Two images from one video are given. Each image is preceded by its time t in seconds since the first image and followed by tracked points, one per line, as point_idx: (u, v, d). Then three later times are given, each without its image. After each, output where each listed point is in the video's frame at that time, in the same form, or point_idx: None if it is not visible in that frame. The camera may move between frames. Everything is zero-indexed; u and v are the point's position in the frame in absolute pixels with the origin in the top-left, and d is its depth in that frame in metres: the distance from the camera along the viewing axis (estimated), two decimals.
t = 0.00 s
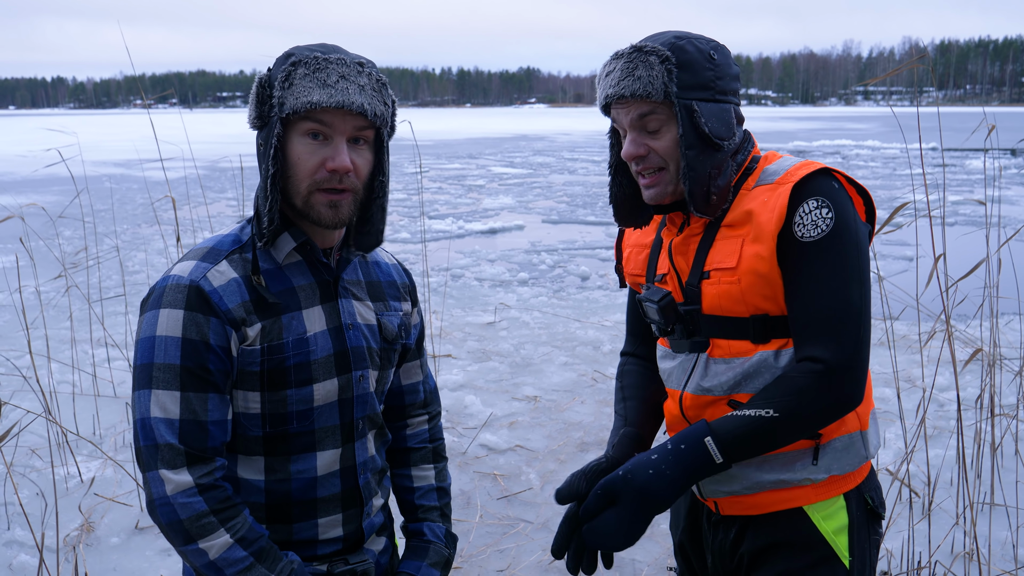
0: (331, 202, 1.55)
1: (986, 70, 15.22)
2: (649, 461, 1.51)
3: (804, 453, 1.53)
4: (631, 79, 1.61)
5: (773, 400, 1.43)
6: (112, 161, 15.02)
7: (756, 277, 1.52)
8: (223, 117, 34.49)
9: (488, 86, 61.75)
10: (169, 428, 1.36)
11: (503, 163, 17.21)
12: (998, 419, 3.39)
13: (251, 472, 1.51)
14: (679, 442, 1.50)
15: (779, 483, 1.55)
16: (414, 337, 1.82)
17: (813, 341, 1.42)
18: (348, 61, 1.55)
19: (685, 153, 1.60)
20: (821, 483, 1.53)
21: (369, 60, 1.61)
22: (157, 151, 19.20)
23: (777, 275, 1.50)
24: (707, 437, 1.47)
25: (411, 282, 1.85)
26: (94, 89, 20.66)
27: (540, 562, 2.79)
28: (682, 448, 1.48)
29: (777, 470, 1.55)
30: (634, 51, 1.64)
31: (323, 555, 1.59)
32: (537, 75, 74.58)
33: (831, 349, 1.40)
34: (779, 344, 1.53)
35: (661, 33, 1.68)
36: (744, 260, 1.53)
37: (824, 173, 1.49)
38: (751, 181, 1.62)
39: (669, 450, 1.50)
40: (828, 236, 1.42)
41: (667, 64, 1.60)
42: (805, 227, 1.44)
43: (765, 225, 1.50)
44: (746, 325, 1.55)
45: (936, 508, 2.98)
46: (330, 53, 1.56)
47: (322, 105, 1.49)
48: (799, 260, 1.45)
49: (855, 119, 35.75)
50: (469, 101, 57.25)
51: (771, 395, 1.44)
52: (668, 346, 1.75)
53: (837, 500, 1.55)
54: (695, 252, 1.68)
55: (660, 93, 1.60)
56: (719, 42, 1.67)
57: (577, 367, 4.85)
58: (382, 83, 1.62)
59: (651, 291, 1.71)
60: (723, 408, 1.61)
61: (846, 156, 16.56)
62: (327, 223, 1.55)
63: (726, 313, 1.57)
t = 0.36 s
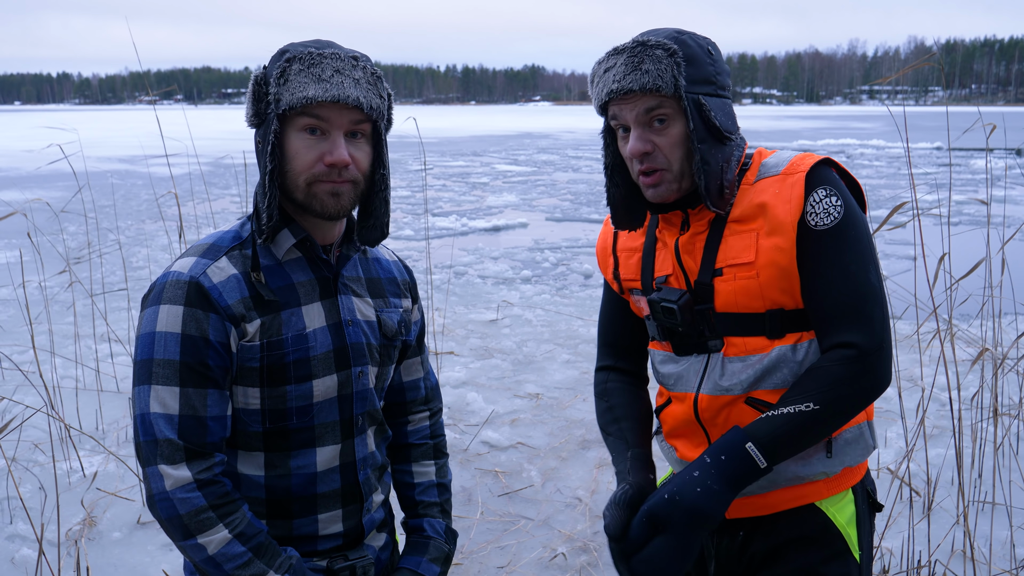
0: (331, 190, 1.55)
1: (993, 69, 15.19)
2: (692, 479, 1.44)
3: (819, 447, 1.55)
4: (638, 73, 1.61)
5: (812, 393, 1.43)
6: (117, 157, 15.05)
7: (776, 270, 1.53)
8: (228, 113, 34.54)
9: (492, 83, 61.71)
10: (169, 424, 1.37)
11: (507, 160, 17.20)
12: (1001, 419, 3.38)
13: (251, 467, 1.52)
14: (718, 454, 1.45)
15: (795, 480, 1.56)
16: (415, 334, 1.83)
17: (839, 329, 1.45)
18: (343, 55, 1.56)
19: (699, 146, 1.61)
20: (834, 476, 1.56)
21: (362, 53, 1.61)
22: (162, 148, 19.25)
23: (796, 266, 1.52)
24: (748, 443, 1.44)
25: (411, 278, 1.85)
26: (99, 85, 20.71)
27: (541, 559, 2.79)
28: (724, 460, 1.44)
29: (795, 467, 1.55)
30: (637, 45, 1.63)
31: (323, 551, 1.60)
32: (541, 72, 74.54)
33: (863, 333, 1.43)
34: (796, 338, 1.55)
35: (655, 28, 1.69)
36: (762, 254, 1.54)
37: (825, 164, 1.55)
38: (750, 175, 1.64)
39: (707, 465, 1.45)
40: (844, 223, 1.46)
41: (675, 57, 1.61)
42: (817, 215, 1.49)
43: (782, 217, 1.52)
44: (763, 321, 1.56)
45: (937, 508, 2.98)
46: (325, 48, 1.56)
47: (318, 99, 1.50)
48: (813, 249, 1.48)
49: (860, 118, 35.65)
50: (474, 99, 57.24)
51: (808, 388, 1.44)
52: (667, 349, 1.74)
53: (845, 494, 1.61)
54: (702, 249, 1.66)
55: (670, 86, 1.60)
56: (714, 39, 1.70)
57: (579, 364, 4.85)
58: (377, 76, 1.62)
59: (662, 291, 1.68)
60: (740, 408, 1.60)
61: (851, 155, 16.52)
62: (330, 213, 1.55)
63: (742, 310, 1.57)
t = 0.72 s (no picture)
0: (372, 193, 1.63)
1: (994, 71, 15.22)
2: (690, 471, 1.45)
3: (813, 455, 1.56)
4: (630, 73, 1.61)
5: (826, 394, 1.42)
6: (120, 156, 15.07)
7: (770, 278, 1.54)
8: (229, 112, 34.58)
9: (494, 84, 61.78)
10: (166, 425, 1.37)
11: (509, 161, 17.21)
12: (1000, 421, 3.39)
13: (251, 466, 1.52)
14: (720, 448, 1.44)
15: (789, 489, 1.56)
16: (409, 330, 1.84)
17: (854, 332, 1.45)
18: (354, 57, 1.59)
19: (691, 150, 1.62)
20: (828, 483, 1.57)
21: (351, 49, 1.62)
22: (165, 147, 19.28)
23: (792, 273, 1.53)
24: (753, 441, 1.43)
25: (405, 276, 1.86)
26: (101, 84, 20.73)
27: (539, 559, 2.79)
28: (726, 456, 1.43)
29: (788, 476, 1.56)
30: (627, 45, 1.64)
31: (322, 548, 1.61)
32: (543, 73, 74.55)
33: (876, 335, 1.43)
34: (790, 345, 1.57)
35: (643, 30, 1.70)
36: (755, 262, 1.55)
37: (817, 169, 1.56)
38: (741, 177, 1.66)
39: (706, 458, 1.44)
40: (845, 224, 1.47)
41: (666, 57, 1.61)
42: (813, 220, 1.49)
43: (776, 223, 1.53)
44: (756, 329, 1.57)
45: (935, 509, 2.99)
46: (334, 52, 1.57)
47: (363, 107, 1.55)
48: (809, 252, 1.49)
49: (862, 120, 35.66)
50: (476, 99, 57.28)
51: (821, 387, 1.43)
52: (657, 358, 1.76)
53: (839, 500, 1.62)
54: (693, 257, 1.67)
55: (663, 87, 1.61)
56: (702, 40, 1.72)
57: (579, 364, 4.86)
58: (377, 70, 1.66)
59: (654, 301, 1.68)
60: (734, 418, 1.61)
61: (853, 156, 16.51)
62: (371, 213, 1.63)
63: (734, 318, 1.58)
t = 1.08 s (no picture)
0: (326, 194, 1.55)
1: (998, 73, 15.22)
2: (855, 569, 1.30)
3: (810, 471, 1.57)
4: (634, 75, 1.61)
5: (910, 417, 1.37)
6: (125, 160, 15.11)
7: (771, 293, 1.55)
8: (233, 115, 34.67)
9: (497, 86, 61.85)
10: (160, 424, 1.38)
11: (513, 163, 17.22)
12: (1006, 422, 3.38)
13: (252, 466, 1.52)
14: (858, 527, 1.32)
15: (784, 503, 1.58)
16: (416, 333, 1.84)
17: (899, 343, 1.43)
18: (360, 62, 1.59)
19: (695, 158, 1.62)
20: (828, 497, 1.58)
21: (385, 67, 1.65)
22: (169, 150, 19.34)
23: (794, 289, 1.53)
24: (881, 500, 1.33)
25: (410, 277, 1.86)
26: (106, 87, 20.84)
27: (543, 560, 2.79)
28: (870, 531, 1.31)
29: (784, 491, 1.57)
30: (632, 46, 1.65)
31: (324, 549, 1.61)
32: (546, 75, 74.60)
33: (919, 340, 1.42)
34: (790, 360, 1.57)
35: (651, 30, 1.71)
36: (757, 276, 1.56)
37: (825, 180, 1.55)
38: (744, 187, 1.65)
39: (855, 544, 1.31)
40: (864, 237, 1.48)
41: (672, 59, 1.62)
42: (835, 230, 1.47)
43: (779, 237, 1.53)
44: (756, 343, 1.58)
45: (941, 510, 2.98)
46: (345, 53, 1.60)
47: (329, 98, 1.52)
48: (825, 265, 1.48)
49: (866, 122, 35.65)
50: (479, 101, 57.34)
51: (903, 413, 1.38)
52: (653, 369, 1.76)
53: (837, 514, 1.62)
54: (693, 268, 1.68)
55: (668, 91, 1.61)
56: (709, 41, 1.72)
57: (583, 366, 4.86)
58: (394, 87, 1.65)
59: (654, 317, 1.69)
60: (732, 434, 1.61)
61: (857, 157, 16.50)
62: (320, 215, 1.56)
63: (736, 332, 1.59)
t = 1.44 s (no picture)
0: (320, 197, 1.57)
1: (1000, 72, 15.24)
2: None
3: (804, 481, 1.57)
4: (621, 79, 1.61)
5: (971, 428, 1.49)
6: (126, 161, 15.13)
7: (758, 300, 1.54)
8: (233, 116, 34.70)
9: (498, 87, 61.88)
10: (148, 415, 1.37)
11: (514, 164, 17.23)
12: (1008, 421, 3.38)
13: (247, 466, 1.52)
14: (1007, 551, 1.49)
15: (776, 514, 1.58)
16: (418, 333, 1.85)
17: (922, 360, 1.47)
18: (343, 58, 1.59)
19: (685, 163, 1.62)
20: (823, 507, 1.58)
21: (366, 59, 1.65)
22: (170, 152, 19.37)
23: (781, 294, 1.52)
24: (1001, 512, 1.51)
25: (413, 277, 1.87)
26: (107, 89, 20.86)
27: (546, 561, 2.79)
28: (1010, 564, 1.48)
29: (776, 500, 1.58)
30: (621, 48, 1.65)
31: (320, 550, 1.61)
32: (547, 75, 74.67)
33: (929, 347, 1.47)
34: (780, 368, 1.57)
35: (642, 31, 1.70)
36: (745, 282, 1.55)
37: (826, 186, 1.54)
38: (741, 193, 1.65)
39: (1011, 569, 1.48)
40: (871, 247, 1.48)
41: (660, 62, 1.61)
42: (844, 239, 1.47)
43: (770, 243, 1.52)
44: (745, 349, 1.58)
45: (943, 509, 2.98)
46: (327, 51, 1.60)
47: (313, 99, 1.53)
48: (829, 275, 1.48)
49: (867, 121, 35.66)
50: (480, 102, 57.38)
51: (963, 429, 1.48)
52: (645, 372, 1.77)
53: (834, 522, 1.61)
54: (681, 271, 1.68)
55: (656, 95, 1.61)
56: (704, 39, 1.71)
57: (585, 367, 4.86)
58: (377, 81, 1.64)
59: (639, 318, 1.69)
60: (721, 442, 1.61)
61: (858, 157, 16.50)
62: (317, 219, 1.57)
63: (724, 338, 1.59)
